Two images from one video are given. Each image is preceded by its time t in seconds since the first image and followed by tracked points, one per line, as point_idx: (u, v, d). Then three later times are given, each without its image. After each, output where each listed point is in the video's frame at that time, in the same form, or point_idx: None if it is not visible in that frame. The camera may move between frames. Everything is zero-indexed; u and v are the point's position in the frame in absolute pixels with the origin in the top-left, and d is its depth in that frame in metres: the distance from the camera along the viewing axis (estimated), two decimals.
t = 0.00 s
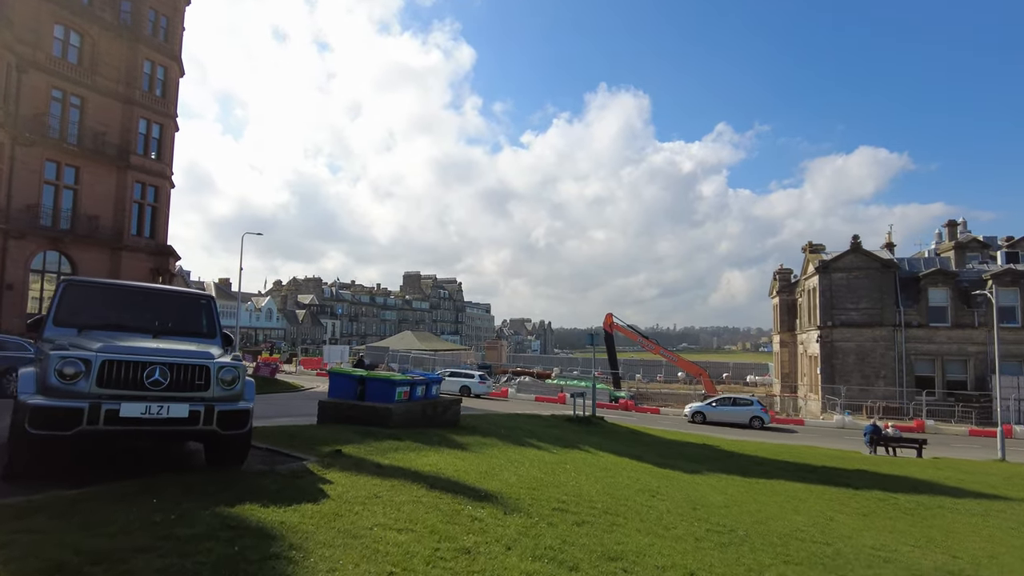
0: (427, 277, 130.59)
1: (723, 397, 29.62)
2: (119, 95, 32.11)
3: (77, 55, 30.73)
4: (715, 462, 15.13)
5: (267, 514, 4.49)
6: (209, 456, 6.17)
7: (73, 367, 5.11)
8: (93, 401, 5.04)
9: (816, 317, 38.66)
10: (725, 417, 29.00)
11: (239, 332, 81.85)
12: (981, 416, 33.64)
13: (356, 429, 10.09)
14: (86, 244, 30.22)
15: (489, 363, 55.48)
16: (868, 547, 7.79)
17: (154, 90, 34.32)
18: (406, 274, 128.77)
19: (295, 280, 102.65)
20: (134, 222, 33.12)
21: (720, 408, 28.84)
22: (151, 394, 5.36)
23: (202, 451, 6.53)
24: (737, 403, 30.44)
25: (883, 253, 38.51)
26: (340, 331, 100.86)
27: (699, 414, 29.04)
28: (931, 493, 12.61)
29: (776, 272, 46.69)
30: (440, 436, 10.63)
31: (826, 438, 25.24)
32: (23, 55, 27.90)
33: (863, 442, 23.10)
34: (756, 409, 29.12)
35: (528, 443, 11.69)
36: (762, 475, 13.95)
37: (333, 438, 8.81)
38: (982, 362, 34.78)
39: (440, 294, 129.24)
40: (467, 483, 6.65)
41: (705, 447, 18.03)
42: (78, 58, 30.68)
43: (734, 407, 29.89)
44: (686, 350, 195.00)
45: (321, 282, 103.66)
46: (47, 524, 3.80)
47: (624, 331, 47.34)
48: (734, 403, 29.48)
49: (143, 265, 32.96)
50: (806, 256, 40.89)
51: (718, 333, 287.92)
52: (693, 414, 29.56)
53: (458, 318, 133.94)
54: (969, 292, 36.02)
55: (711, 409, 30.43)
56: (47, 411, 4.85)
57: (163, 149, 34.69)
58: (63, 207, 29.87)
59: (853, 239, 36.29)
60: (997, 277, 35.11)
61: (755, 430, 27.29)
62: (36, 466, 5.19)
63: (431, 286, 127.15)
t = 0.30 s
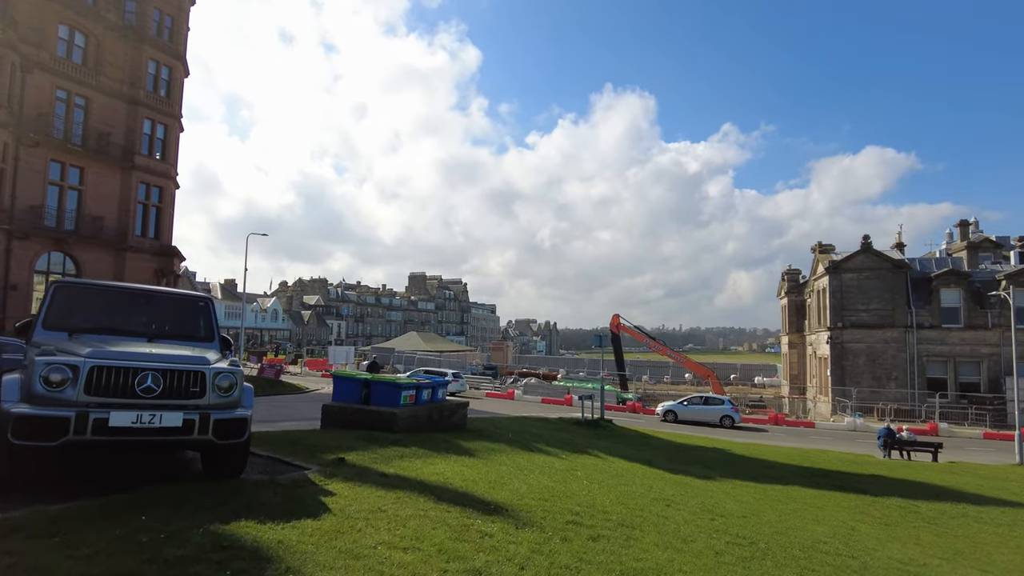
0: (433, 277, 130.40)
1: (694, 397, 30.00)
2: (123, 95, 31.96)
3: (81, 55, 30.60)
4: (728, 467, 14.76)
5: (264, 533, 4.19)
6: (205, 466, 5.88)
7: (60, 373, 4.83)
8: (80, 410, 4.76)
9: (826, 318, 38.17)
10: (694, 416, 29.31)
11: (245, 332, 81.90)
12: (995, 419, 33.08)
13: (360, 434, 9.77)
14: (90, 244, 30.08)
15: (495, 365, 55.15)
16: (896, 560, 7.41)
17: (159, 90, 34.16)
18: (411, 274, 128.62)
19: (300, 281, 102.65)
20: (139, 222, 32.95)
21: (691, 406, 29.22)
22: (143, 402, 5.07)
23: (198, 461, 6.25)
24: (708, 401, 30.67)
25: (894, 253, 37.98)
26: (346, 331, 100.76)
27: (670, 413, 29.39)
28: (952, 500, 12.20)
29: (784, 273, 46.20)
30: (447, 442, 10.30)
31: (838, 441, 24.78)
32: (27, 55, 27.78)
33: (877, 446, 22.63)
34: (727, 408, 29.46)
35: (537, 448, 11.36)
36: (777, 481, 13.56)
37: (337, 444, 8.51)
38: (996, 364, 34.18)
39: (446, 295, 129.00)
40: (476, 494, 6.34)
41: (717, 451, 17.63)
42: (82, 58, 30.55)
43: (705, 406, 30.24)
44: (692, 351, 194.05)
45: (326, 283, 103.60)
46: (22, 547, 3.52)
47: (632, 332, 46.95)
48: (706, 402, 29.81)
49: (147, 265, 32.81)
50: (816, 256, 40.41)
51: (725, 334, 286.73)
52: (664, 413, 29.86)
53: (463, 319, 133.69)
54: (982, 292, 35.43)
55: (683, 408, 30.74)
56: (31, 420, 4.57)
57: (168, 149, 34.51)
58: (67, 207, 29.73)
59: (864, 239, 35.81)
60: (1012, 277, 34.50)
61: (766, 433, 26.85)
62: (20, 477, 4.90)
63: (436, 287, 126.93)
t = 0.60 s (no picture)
0: (438, 277, 130.20)
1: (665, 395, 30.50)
2: (127, 94, 31.77)
3: (84, 53, 30.42)
4: (741, 469, 14.38)
5: (259, 546, 3.87)
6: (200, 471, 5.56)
7: (43, 372, 4.52)
8: (63, 412, 4.44)
9: (835, 317, 37.72)
10: (663, 413, 29.81)
11: (250, 332, 81.84)
12: (1009, 419, 32.55)
13: (364, 436, 9.45)
14: (94, 243, 29.88)
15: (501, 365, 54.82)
16: (927, 569, 7.04)
17: (163, 88, 33.96)
18: (416, 274, 128.47)
19: (306, 281, 102.61)
20: (143, 221, 32.74)
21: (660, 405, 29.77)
22: (131, 403, 4.75)
23: (194, 465, 5.92)
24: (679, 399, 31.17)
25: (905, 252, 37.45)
26: (351, 331, 100.66)
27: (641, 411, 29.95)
28: (975, 504, 11.80)
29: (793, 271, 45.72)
30: (454, 443, 9.97)
31: (851, 442, 24.34)
32: (30, 53, 27.59)
33: (891, 447, 22.17)
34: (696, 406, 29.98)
35: (546, 450, 11.03)
36: (793, 483, 13.16)
37: (340, 445, 8.19)
38: (1010, 363, 33.60)
39: (451, 295, 128.77)
40: (486, 500, 6.01)
41: (728, 452, 17.27)
42: (85, 57, 30.37)
43: (676, 402, 30.60)
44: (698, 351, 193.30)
45: (331, 283, 103.52)
46: None
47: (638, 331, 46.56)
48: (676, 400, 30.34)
49: (151, 265, 32.62)
50: (826, 254, 39.91)
51: (730, 334, 285.77)
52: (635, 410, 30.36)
53: (469, 319, 133.45)
54: (995, 290, 34.87)
55: (654, 405, 31.10)
56: (10, 423, 4.26)
57: (172, 148, 34.28)
58: (71, 207, 29.55)
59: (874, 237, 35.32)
60: None
61: (776, 434, 26.44)
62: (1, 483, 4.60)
63: (441, 286, 126.68)
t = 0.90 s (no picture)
0: (445, 278, 130.00)
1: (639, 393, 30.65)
2: (133, 94, 31.62)
3: (90, 53, 30.28)
4: (758, 474, 13.97)
5: (253, 570, 3.54)
6: (195, 482, 5.26)
7: (23, 379, 4.21)
8: (44, 421, 4.13)
9: (847, 318, 37.19)
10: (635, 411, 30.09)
11: (257, 333, 81.80)
12: None
13: (369, 442, 9.12)
14: (99, 244, 29.74)
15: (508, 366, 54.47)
16: None
17: (169, 88, 33.79)
18: (423, 275, 128.31)
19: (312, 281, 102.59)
20: (149, 222, 32.58)
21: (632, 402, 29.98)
22: (119, 412, 4.44)
23: (189, 475, 5.62)
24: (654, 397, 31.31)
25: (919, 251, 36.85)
26: (358, 332, 100.58)
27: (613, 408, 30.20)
28: (1002, 512, 11.35)
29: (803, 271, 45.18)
30: (462, 449, 9.65)
31: (865, 445, 23.84)
32: (35, 53, 27.47)
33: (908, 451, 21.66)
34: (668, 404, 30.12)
35: (558, 456, 10.68)
36: (812, 490, 12.74)
37: (344, 452, 7.89)
38: None
39: (458, 295, 128.53)
40: (498, 512, 5.66)
41: (742, 457, 16.86)
42: (91, 57, 30.24)
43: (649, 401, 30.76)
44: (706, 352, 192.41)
45: (338, 283, 103.49)
46: None
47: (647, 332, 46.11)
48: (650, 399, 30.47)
49: (157, 265, 32.46)
50: (838, 254, 39.38)
51: (738, 334, 284.39)
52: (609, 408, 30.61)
53: (475, 320, 133.23)
54: (1012, 291, 34.24)
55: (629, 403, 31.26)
56: None
57: (177, 149, 34.11)
58: (77, 207, 29.40)
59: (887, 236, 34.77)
60: None
61: (789, 437, 25.98)
62: None
63: (448, 287, 126.46)
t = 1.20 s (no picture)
0: (453, 278, 129.84)
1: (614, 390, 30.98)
2: (140, 94, 31.51)
3: (98, 53, 30.18)
4: (775, 477, 13.58)
5: None
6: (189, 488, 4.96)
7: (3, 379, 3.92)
8: (25, 424, 3.83)
9: (860, 318, 36.63)
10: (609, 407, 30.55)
11: (265, 333, 81.79)
12: None
13: (375, 444, 8.83)
14: (106, 244, 29.64)
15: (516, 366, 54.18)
16: None
17: (176, 87, 33.64)
18: (431, 275, 128.18)
19: (320, 282, 102.64)
20: (156, 222, 32.46)
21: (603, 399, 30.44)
22: (105, 414, 4.14)
23: (184, 480, 5.33)
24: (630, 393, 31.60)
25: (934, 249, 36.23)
26: (366, 332, 100.56)
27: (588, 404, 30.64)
28: None
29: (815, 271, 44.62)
30: (472, 452, 9.33)
31: (882, 448, 23.35)
32: (43, 53, 27.38)
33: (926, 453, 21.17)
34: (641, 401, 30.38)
35: (570, 459, 10.34)
36: (831, 494, 12.35)
37: (349, 455, 7.60)
38: None
39: (466, 295, 128.33)
40: (511, 521, 5.34)
41: (757, 459, 16.47)
42: (99, 56, 30.13)
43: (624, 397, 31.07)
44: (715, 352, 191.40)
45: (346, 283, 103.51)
46: None
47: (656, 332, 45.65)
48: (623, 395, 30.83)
49: (165, 265, 32.33)
50: (850, 253, 38.81)
51: (747, 334, 282.83)
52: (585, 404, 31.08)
53: (483, 320, 133.01)
54: None
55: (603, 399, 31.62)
56: None
57: (185, 148, 33.99)
58: (84, 207, 29.31)
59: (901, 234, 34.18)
60: None
61: (802, 438, 25.52)
62: None
63: (456, 287, 126.30)
